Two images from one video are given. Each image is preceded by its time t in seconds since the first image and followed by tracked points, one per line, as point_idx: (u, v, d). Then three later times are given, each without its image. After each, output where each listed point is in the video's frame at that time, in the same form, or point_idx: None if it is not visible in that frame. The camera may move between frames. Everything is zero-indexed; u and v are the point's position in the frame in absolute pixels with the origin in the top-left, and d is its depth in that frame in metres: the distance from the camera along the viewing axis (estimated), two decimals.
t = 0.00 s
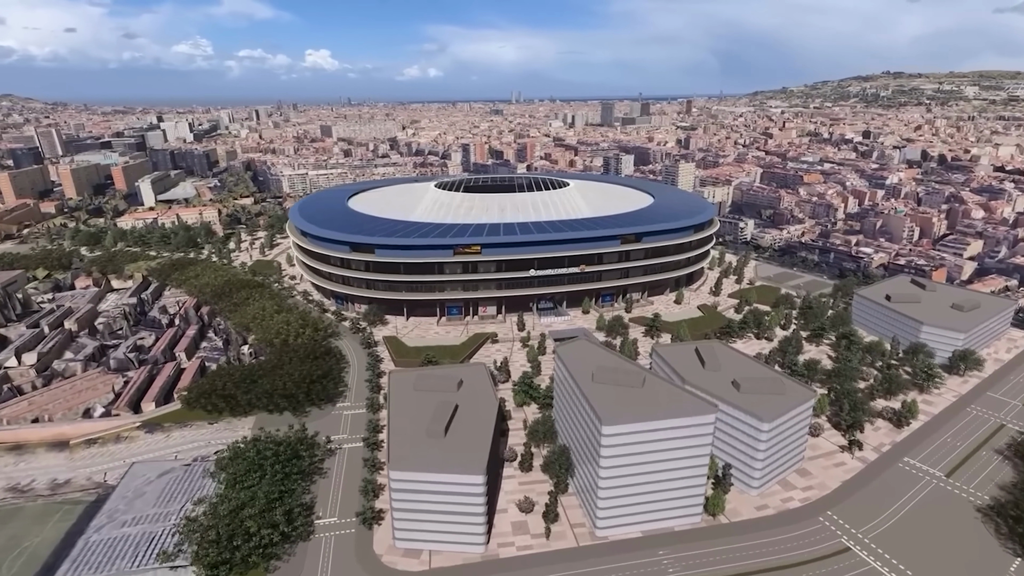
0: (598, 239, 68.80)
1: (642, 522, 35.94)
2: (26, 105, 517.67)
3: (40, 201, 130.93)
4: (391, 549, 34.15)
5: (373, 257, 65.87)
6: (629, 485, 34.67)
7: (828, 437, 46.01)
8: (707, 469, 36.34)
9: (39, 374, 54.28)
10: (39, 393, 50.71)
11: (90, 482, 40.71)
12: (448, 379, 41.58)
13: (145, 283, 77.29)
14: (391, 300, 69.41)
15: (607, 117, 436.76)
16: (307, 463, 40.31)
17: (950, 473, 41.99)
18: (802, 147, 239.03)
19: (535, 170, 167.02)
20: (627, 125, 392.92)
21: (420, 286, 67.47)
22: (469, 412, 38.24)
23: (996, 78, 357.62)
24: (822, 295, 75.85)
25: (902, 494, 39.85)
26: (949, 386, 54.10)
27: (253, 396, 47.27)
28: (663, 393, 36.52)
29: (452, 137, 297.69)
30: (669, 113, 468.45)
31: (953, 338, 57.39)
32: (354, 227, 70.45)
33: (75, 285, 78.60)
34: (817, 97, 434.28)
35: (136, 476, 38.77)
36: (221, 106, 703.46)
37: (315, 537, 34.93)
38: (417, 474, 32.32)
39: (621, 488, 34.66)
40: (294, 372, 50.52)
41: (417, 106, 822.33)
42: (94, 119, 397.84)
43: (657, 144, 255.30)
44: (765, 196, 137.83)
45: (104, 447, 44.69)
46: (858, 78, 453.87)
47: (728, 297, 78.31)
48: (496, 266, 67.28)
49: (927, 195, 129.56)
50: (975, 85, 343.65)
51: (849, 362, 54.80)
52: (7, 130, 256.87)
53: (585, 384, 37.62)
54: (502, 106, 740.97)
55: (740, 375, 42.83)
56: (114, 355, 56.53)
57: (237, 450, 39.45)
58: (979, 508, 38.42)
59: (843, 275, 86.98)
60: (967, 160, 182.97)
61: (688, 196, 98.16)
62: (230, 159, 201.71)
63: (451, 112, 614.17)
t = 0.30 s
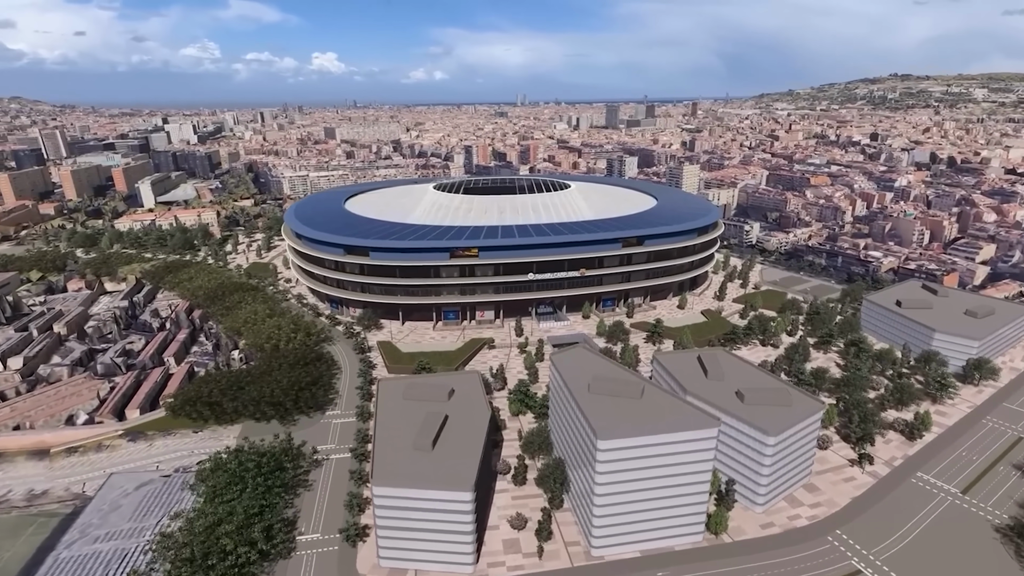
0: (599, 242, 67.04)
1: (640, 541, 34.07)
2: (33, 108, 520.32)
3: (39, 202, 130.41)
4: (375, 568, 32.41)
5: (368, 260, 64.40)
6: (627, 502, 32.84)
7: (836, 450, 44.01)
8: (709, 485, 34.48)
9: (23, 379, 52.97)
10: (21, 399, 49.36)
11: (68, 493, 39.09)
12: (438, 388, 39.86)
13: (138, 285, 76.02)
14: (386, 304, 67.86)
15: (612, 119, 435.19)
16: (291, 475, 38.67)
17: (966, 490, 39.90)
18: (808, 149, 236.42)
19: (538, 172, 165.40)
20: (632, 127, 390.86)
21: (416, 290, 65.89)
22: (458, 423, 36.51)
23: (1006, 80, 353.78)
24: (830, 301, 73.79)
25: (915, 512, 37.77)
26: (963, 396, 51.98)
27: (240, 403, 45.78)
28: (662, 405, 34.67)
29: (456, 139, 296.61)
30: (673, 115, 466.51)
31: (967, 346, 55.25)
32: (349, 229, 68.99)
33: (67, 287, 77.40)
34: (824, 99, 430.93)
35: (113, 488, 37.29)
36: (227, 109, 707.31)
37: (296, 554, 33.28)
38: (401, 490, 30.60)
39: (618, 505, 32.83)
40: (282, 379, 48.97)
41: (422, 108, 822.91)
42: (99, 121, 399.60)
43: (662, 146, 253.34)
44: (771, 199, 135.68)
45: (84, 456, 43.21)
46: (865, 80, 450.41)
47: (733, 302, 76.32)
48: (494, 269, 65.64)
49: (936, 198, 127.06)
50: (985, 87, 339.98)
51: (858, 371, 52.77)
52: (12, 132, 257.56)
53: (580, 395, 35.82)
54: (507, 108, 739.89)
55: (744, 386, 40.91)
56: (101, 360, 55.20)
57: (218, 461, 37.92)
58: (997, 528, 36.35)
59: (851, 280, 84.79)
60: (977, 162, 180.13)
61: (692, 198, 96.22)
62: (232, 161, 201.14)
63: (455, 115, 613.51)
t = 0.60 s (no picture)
0: (599, 245, 65.35)
1: (638, 562, 32.26)
2: (41, 110, 524.13)
3: (39, 204, 130.04)
4: None
5: (362, 263, 62.97)
6: (622, 521, 31.03)
7: (846, 464, 42.04)
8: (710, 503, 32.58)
9: (7, 385, 51.71)
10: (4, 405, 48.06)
11: (44, 504, 37.40)
12: (427, 397, 38.17)
13: (132, 288, 74.87)
14: (382, 308, 66.39)
15: (617, 121, 433.31)
16: (273, 488, 37.09)
17: (983, 508, 37.81)
18: (815, 151, 233.71)
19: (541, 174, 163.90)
20: (637, 129, 388.88)
21: (412, 294, 64.34)
22: (447, 435, 34.82)
23: (1016, 82, 349.46)
24: (838, 306, 71.69)
25: (930, 531, 35.69)
26: (978, 407, 49.85)
27: (225, 411, 44.31)
28: (662, 417, 32.83)
29: (459, 141, 295.68)
30: (679, 117, 463.98)
31: (981, 354, 53.11)
32: (344, 231, 67.64)
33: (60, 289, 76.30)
34: (831, 101, 427.48)
35: (88, 500, 35.82)
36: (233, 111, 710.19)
37: (275, 573, 31.67)
38: (384, 508, 28.88)
39: (613, 525, 31.03)
40: (270, 385, 47.47)
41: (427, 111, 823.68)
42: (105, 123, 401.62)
43: (667, 148, 251.43)
44: (777, 201, 133.53)
45: (64, 464, 41.79)
46: (873, 82, 446.53)
47: (738, 307, 74.38)
48: (491, 273, 64.04)
49: (947, 200, 124.48)
50: (995, 90, 335.81)
51: (868, 380, 50.76)
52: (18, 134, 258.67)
53: (575, 406, 34.02)
54: (512, 111, 739.20)
55: (749, 397, 38.95)
56: (87, 365, 53.92)
57: (197, 472, 36.40)
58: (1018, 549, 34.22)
59: (859, 285, 82.65)
60: (988, 164, 177.06)
61: (696, 201, 94.28)
62: (234, 163, 200.80)
63: (460, 117, 614.25)
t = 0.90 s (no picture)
0: (600, 248, 63.61)
1: None
2: (49, 113, 527.43)
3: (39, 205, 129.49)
4: None
5: (356, 266, 61.43)
6: (618, 542, 29.26)
7: (855, 479, 40.07)
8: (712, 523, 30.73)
9: None
10: None
11: (17, 516, 35.82)
12: (415, 407, 36.51)
13: (124, 290, 73.66)
14: (376, 312, 64.80)
15: (622, 123, 431.19)
16: (254, 501, 35.49)
17: (1002, 527, 35.74)
18: (822, 153, 231.05)
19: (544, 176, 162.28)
20: (642, 131, 386.85)
21: (407, 298, 62.75)
22: (435, 448, 33.16)
23: None
24: (846, 312, 69.60)
25: (946, 552, 33.66)
26: (994, 418, 47.74)
27: (210, 418, 42.81)
28: (660, 431, 31.01)
29: (463, 143, 294.59)
30: (684, 120, 461.81)
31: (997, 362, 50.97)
32: (338, 233, 66.17)
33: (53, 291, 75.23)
34: (839, 104, 424.04)
35: (60, 514, 34.36)
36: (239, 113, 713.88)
37: None
38: (364, 527, 27.23)
39: (608, 546, 29.26)
40: (257, 392, 45.93)
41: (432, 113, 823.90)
42: (112, 125, 403.55)
43: (672, 150, 249.43)
44: (784, 203, 131.33)
45: (41, 474, 40.35)
46: (881, 84, 442.66)
47: (743, 311, 72.39)
48: (489, 276, 62.39)
49: (958, 203, 121.95)
50: (1005, 92, 331.81)
51: (878, 390, 48.74)
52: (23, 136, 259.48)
53: (569, 419, 32.27)
54: (517, 113, 737.62)
55: (753, 408, 37.07)
56: (73, 370, 52.58)
57: (174, 485, 34.89)
58: None
59: (868, 290, 80.48)
60: (999, 167, 174.04)
61: (700, 203, 92.41)
62: (237, 165, 200.37)
63: (464, 119, 614.23)
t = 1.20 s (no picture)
0: (600, 251, 61.95)
1: None
2: (57, 115, 531.04)
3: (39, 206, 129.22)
4: None
5: (349, 269, 59.99)
6: (611, 564, 27.58)
7: (866, 495, 38.08)
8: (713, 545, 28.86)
9: None
10: None
11: None
12: (401, 416, 34.85)
13: (117, 293, 72.53)
14: (371, 316, 63.33)
15: (627, 126, 429.30)
16: (232, 515, 33.93)
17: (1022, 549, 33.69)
18: (830, 155, 228.27)
19: (547, 178, 160.69)
20: (647, 133, 384.93)
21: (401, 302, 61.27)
22: (420, 461, 31.52)
23: None
24: (854, 317, 67.52)
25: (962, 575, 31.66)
26: (1012, 431, 45.58)
27: (193, 426, 41.36)
28: (657, 446, 29.20)
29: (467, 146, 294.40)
30: (690, 122, 459.25)
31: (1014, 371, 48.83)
32: (332, 235, 64.86)
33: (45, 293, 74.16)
34: (846, 106, 420.57)
35: (30, 528, 33.00)
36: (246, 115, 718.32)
37: None
38: (340, 548, 25.68)
39: (601, 569, 27.53)
40: (243, 398, 44.50)
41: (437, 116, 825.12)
42: (118, 127, 405.84)
43: (677, 152, 247.50)
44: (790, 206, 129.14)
45: (17, 483, 38.96)
46: (889, 87, 438.80)
47: (748, 317, 70.41)
48: (485, 280, 60.84)
49: (970, 206, 119.35)
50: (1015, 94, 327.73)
51: (889, 400, 46.75)
52: (29, 138, 260.79)
53: (561, 432, 30.51)
54: (523, 116, 737.41)
55: (757, 421, 35.17)
56: (58, 375, 51.33)
57: (149, 498, 33.39)
58: None
59: (877, 295, 78.35)
60: (1011, 169, 171.00)
61: (704, 205, 90.52)
62: (239, 166, 200.20)
63: (469, 121, 615.54)
